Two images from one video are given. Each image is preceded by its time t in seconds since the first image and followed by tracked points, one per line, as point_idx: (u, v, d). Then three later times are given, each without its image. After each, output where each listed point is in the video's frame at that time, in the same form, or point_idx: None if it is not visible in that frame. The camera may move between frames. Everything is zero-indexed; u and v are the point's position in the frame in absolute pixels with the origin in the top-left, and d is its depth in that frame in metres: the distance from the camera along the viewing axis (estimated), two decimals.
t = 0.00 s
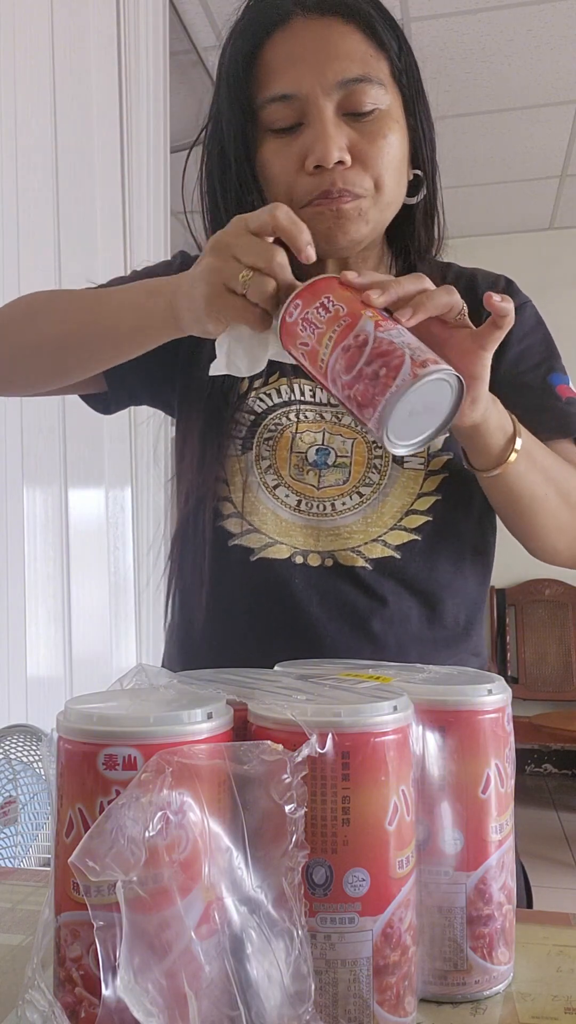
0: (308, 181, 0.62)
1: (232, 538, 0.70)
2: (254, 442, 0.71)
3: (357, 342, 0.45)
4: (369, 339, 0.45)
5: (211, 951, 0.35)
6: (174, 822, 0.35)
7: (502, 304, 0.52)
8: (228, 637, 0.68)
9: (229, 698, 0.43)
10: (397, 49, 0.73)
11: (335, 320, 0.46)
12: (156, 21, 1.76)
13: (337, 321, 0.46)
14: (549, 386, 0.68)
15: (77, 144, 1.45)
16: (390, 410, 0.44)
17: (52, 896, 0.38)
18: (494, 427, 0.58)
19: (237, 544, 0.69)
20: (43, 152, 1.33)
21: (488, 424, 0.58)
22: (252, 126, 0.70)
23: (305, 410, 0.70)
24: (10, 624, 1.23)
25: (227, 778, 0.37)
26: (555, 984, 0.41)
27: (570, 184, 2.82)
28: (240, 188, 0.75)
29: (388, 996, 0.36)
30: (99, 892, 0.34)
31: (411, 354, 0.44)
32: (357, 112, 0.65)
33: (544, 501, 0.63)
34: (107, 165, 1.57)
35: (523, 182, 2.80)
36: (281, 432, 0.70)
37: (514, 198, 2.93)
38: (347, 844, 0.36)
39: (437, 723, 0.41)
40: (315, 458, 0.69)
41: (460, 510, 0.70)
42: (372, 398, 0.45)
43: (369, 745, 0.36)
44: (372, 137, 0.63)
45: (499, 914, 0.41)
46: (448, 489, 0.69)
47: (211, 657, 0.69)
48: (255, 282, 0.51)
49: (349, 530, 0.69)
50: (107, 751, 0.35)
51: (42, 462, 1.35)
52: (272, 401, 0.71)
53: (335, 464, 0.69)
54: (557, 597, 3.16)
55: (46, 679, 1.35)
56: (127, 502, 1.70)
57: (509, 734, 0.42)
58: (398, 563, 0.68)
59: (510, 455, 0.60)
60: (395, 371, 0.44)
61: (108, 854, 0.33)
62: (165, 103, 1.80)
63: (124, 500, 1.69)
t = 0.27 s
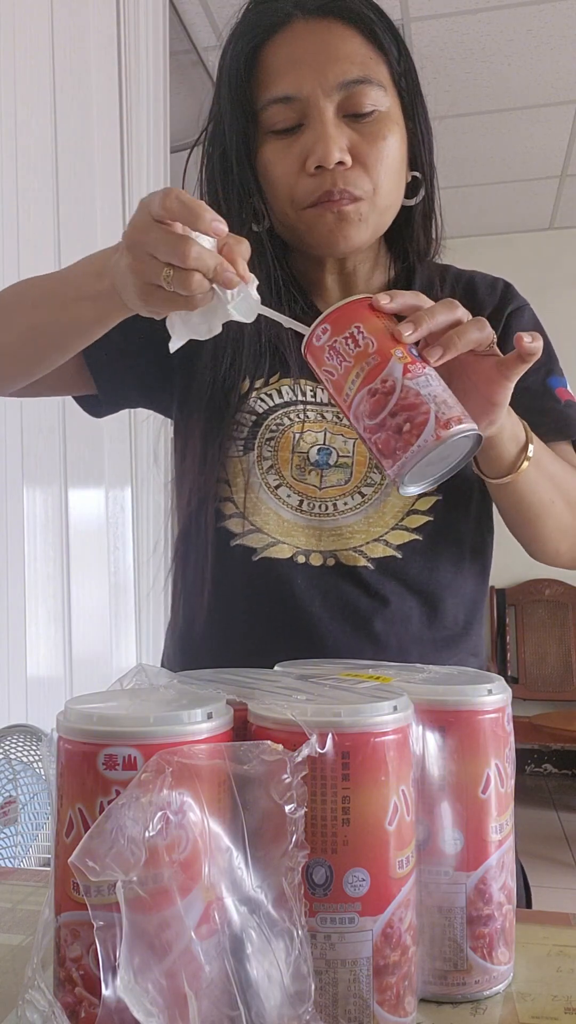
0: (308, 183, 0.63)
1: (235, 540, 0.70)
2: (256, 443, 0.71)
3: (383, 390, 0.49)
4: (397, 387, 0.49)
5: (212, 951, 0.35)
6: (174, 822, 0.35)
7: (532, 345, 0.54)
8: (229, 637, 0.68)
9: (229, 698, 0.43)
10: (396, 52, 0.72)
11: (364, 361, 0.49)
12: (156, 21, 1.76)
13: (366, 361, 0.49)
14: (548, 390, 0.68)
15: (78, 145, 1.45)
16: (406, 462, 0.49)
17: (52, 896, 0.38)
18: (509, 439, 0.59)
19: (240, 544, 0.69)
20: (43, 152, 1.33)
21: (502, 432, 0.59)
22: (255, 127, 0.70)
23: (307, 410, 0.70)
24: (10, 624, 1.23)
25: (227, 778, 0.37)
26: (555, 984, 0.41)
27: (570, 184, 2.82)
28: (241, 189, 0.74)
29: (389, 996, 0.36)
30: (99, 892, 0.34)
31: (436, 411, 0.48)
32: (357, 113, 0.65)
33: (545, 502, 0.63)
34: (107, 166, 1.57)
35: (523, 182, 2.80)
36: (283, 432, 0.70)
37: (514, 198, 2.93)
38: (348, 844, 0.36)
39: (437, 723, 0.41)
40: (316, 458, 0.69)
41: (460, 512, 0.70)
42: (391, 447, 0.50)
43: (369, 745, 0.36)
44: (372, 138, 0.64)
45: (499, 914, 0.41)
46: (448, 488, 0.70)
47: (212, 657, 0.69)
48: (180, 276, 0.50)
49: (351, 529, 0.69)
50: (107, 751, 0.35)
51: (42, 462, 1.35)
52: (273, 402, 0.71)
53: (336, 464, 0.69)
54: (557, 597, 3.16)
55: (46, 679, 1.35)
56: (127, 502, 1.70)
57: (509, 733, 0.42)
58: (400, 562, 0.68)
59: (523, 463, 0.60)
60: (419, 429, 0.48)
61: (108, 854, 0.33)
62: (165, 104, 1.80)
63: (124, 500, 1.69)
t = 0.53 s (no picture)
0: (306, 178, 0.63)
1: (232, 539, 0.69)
2: (253, 442, 0.71)
3: (348, 371, 0.51)
4: (360, 375, 0.51)
5: (211, 951, 0.35)
6: (174, 822, 0.35)
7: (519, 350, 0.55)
8: (228, 636, 0.68)
9: (229, 698, 0.43)
10: (396, 52, 0.72)
11: (339, 340, 0.52)
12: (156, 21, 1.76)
13: (342, 340, 0.52)
14: (549, 392, 0.68)
15: (78, 144, 1.45)
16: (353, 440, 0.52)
17: (51, 896, 0.38)
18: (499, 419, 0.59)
19: (238, 544, 0.69)
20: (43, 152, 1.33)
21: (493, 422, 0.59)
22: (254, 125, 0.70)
23: (304, 411, 0.70)
24: (10, 624, 1.23)
25: (227, 778, 0.37)
26: (555, 984, 0.41)
27: (570, 184, 2.82)
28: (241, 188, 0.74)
29: (389, 996, 0.36)
30: (99, 892, 0.34)
31: (390, 406, 0.50)
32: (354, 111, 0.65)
33: (543, 500, 0.63)
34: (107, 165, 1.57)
35: (523, 182, 2.80)
36: (280, 433, 0.70)
37: (514, 198, 2.93)
38: (347, 844, 0.36)
39: (437, 723, 0.41)
40: (313, 459, 0.70)
41: (458, 514, 0.70)
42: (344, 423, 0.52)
43: (369, 745, 0.36)
44: (371, 137, 0.64)
45: (499, 914, 0.41)
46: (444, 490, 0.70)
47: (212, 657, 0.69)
48: (159, 218, 0.49)
49: (347, 531, 0.69)
50: (107, 751, 0.35)
51: (42, 462, 1.35)
52: (270, 402, 0.71)
53: (333, 466, 0.70)
54: (557, 597, 3.16)
55: (46, 679, 1.35)
56: (127, 502, 1.70)
57: (509, 734, 0.42)
58: (395, 564, 0.68)
59: (518, 441, 0.60)
60: (369, 415, 0.50)
61: (108, 854, 0.33)
62: (165, 104, 1.80)
63: (124, 500, 1.69)
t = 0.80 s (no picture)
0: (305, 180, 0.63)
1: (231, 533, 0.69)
2: (251, 438, 0.70)
3: (295, 312, 0.56)
4: (299, 315, 0.56)
5: (211, 951, 0.35)
6: (174, 822, 0.35)
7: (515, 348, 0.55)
8: (227, 635, 0.68)
9: (229, 698, 0.43)
10: (392, 50, 0.72)
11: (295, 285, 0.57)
12: (156, 21, 1.76)
13: (297, 285, 0.57)
14: (551, 390, 0.68)
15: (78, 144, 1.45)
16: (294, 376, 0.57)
17: (52, 896, 0.38)
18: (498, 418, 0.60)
19: (237, 538, 0.69)
20: (43, 152, 1.33)
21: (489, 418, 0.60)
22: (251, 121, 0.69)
23: (302, 408, 0.70)
24: (10, 625, 1.23)
25: (227, 778, 0.37)
26: (555, 984, 0.41)
27: (570, 184, 2.82)
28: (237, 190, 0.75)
29: (389, 996, 0.36)
30: (99, 892, 0.34)
31: (314, 344, 0.55)
32: (352, 110, 0.65)
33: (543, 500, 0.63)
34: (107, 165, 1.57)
35: (523, 182, 2.80)
36: (278, 429, 0.70)
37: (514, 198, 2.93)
38: (348, 845, 0.36)
39: (437, 723, 0.41)
40: (310, 456, 0.69)
41: (455, 514, 0.70)
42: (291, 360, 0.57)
43: (369, 745, 0.36)
44: (370, 137, 0.64)
45: (499, 913, 0.41)
46: (442, 489, 0.69)
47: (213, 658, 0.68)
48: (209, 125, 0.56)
49: (342, 529, 0.68)
50: (107, 751, 0.35)
51: (42, 462, 1.35)
52: (269, 397, 0.71)
53: (329, 463, 0.69)
54: (557, 597, 3.16)
55: (46, 679, 1.35)
56: (127, 502, 1.70)
57: (509, 733, 0.42)
58: (395, 564, 0.68)
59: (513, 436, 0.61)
60: (300, 353, 0.56)
61: (108, 854, 0.33)
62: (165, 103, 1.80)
63: (124, 500, 1.69)
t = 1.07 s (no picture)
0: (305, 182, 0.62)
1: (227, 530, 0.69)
2: (250, 435, 0.70)
3: (295, 321, 0.56)
4: (300, 323, 0.56)
5: (211, 951, 0.35)
6: (174, 822, 0.35)
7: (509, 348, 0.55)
8: (224, 635, 0.68)
9: (228, 698, 0.43)
10: (388, 49, 0.72)
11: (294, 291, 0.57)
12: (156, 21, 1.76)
13: (296, 291, 0.57)
14: (553, 391, 0.68)
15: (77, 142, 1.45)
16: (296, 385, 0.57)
17: (52, 896, 0.38)
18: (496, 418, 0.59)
19: (233, 535, 0.69)
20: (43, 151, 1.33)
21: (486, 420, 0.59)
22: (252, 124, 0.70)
23: (302, 406, 0.70)
24: (10, 625, 1.23)
25: (227, 778, 0.37)
26: (555, 984, 0.41)
27: (570, 184, 2.82)
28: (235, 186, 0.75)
29: (389, 996, 0.36)
30: (99, 892, 0.34)
31: (316, 352, 0.54)
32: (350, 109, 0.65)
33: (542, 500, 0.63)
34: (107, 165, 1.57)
35: (523, 182, 2.80)
36: (277, 426, 0.70)
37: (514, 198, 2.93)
38: (348, 845, 0.36)
39: (437, 723, 0.41)
40: (310, 452, 0.69)
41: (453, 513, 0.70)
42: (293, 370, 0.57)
43: (369, 745, 0.36)
44: (369, 138, 0.64)
45: (499, 914, 0.41)
46: (443, 488, 0.69)
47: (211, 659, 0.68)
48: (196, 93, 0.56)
49: (341, 525, 0.68)
50: (107, 751, 0.35)
51: (42, 461, 1.35)
52: (269, 394, 0.71)
53: (330, 460, 0.69)
54: (557, 597, 3.16)
55: (46, 678, 1.35)
56: (127, 502, 1.70)
57: (509, 733, 0.42)
58: (395, 564, 0.68)
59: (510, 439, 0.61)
60: (301, 361, 0.56)
61: (108, 854, 0.33)
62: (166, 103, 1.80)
63: (124, 500, 1.69)
